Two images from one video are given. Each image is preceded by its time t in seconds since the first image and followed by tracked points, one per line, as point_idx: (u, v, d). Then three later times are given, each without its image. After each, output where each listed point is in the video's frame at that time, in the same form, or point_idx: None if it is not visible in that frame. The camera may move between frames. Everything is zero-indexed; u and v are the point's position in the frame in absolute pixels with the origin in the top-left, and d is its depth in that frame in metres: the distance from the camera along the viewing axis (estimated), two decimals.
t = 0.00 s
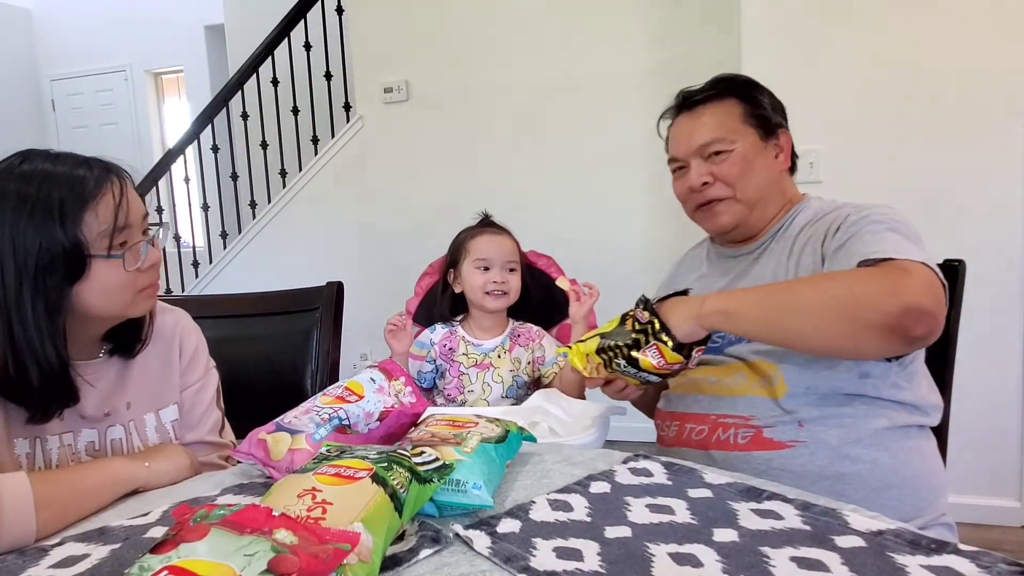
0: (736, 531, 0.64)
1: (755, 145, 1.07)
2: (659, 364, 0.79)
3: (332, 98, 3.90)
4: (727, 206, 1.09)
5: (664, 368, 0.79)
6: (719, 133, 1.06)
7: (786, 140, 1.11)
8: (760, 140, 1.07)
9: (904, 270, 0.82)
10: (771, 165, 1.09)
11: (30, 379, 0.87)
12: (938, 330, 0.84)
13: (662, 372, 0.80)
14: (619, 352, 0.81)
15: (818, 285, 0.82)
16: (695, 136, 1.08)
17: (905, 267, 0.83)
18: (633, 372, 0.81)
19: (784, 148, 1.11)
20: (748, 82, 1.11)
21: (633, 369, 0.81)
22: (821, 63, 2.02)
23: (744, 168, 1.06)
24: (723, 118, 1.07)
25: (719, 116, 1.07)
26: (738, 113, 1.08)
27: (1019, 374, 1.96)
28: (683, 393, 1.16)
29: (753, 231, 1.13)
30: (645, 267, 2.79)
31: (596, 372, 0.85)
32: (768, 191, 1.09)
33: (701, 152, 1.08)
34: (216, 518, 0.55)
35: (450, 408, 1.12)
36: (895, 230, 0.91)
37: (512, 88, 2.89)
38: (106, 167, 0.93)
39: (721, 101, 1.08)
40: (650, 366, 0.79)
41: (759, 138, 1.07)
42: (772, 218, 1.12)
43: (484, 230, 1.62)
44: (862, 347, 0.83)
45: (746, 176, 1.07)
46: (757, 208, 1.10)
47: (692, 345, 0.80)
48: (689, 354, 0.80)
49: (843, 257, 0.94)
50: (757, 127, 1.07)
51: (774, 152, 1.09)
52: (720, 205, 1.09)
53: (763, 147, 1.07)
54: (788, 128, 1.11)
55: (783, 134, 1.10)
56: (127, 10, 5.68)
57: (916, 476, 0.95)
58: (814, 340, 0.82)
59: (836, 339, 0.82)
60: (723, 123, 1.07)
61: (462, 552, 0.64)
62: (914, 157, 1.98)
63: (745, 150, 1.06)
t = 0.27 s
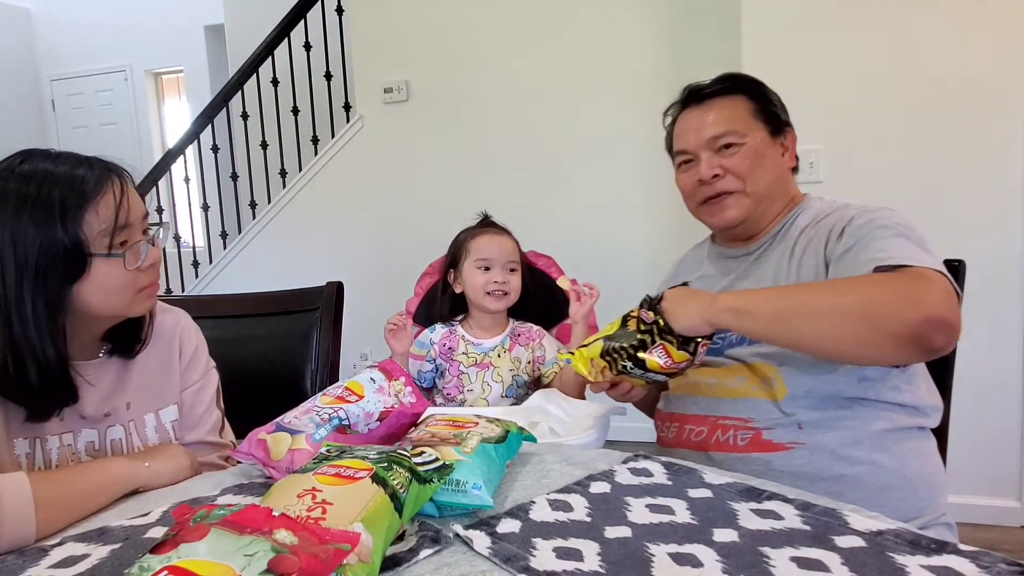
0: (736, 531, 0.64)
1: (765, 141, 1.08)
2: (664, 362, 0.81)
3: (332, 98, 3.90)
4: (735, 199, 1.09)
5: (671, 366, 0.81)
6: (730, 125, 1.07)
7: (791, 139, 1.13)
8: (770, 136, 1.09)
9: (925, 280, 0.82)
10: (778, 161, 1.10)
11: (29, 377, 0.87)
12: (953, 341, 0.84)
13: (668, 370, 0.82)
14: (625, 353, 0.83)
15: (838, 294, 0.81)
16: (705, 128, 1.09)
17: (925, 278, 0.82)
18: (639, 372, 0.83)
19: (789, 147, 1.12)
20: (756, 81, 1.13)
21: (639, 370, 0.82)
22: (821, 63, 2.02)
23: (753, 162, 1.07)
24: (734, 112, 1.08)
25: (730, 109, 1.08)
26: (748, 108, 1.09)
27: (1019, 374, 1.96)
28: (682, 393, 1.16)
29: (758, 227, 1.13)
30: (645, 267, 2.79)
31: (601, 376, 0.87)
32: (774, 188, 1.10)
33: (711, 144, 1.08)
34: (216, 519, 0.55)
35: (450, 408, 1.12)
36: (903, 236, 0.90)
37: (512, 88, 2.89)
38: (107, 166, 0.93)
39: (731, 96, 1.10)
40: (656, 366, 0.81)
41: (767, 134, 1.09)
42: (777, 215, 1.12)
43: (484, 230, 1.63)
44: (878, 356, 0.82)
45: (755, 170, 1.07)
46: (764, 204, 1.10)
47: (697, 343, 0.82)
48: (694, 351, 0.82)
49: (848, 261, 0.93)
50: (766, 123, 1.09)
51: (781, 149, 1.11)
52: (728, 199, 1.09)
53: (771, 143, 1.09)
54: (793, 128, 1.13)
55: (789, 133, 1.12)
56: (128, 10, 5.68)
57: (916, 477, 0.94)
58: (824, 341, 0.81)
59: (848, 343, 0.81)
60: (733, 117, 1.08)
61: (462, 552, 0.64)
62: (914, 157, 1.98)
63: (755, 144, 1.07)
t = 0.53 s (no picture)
0: (736, 531, 0.64)
1: (765, 138, 1.08)
2: (637, 351, 0.84)
3: (332, 98, 3.90)
4: (737, 197, 1.08)
5: (646, 353, 0.84)
6: (730, 124, 1.07)
7: (789, 137, 1.13)
8: (769, 133, 1.09)
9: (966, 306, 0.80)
10: (778, 159, 1.10)
11: (30, 377, 0.87)
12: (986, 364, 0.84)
13: (648, 356, 0.84)
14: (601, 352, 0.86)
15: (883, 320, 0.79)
16: (705, 126, 1.08)
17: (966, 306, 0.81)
18: (620, 366, 0.86)
19: (788, 144, 1.13)
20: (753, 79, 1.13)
21: (620, 364, 0.86)
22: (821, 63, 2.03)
23: (754, 160, 1.07)
24: (733, 110, 1.08)
25: (729, 107, 1.08)
26: (747, 106, 1.09)
27: (1019, 375, 1.96)
28: (680, 393, 1.15)
29: (760, 225, 1.13)
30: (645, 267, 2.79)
31: (588, 380, 0.91)
32: (776, 186, 1.10)
33: (711, 142, 1.08)
34: (217, 518, 0.55)
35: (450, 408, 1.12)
36: (914, 244, 0.89)
37: (512, 88, 2.89)
38: (105, 166, 0.93)
39: (730, 94, 1.10)
40: (633, 356, 0.84)
41: (767, 132, 1.09)
42: (779, 213, 1.12)
43: (484, 229, 1.64)
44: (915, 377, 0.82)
45: (756, 168, 1.07)
46: (766, 201, 1.10)
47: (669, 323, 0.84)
48: (668, 333, 0.83)
49: (858, 267, 0.92)
50: (766, 120, 1.09)
51: (780, 147, 1.11)
52: (729, 197, 1.09)
53: (771, 140, 1.09)
54: (790, 125, 1.13)
55: (787, 130, 1.12)
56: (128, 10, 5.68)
57: (916, 477, 0.94)
58: (839, 344, 0.81)
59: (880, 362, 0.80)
60: (733, 114, 1.08)
61: (462, 552, 0.64)
62: (914, 157, 1.98)
63: (755, 142, 1.07)
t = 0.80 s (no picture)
0: (736, 531, 0.64)
1: (765, 133, 1.08)
2: (627, 347, 0.85)
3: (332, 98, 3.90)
4: (736, 190, 1.08)
5: (637, 349, 0.85)
6: (729, 116, 1.07)
7: (790, 131, 1.13)
8: (770, 129, 1.09)
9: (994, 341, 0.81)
10: (778, 153, 1.10)
11: (28, 378, 0.87)
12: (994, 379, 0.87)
13: (638, 352, 0.86)
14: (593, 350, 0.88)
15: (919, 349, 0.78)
16: (705, 119, 1.08)
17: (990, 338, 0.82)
18: (613, 364, 0.88)
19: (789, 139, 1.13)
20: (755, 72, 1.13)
21: (612, 361, 0.87)
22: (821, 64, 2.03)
23: (754, 153, 1.07)
24: (733, 102, 1.08)
25: (729, 99, 1.08)
26: (747, 98, 1.09)
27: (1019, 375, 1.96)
28: (676, 398, 1.15)
29: (759, 219, 1.12)
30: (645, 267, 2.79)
31: (584, 381, 0.94)
32: (776, 180, 1.10)
33: (711, 135, 1.08)
34: (217, 518, 0.55)
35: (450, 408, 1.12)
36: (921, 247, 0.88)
37: (512, 88, 2.89)
38: (99, 164, 0.93)
39: (730, 87, 1.10)
40: (623, 352, 0.86)
41: (767, 125, 1.09)
42: (778, 207, 1.12)
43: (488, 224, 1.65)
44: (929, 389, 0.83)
45: (756, 161, 1.07)
46: (765, 195, 1.10)
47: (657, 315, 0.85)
48: (660, 325, 0.85)
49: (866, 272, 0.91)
50: (766, 113, 1.09)
51: (780, 141, 1.11)
52: (728, 190, 1.09)
53: (771, 134, 1.09)
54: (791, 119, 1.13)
55: (788, 124, 1.12)
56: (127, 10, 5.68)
57: (916, 478, 0.94)
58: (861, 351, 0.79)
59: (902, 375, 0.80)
60: (733, 107, 1.07)
61: (462, 552, 0.64)
62: (914, 158, 1.98)
63: (755, 135, 1.07)
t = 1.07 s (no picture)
0: (736, 531, 0.64)
1: (764, 123, 1.05)
2: (621, 326, 0.88)
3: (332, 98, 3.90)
4: (735, 182, 1.04)
5: (631, 329, 0.88)
6: (727, 106, 1.04)
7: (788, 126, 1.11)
8: (768, 119, 1.06)
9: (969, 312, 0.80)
10: (778, 146, 1.07)
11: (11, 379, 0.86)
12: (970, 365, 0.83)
13: (632, 332, 0.89)
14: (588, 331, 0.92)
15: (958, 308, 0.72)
16: (699, 108, 1.05)
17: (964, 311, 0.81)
18: (606, 345, 0.91)
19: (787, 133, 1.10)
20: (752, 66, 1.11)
21: (605, 342, 0.91)
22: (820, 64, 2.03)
23: (753, 143, 1.03)
24: (730, 92, 1.05)
25: (725, 90, 1.06)
26: (744, 89, 1.06)
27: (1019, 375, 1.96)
28: (673, 412, 1.10)
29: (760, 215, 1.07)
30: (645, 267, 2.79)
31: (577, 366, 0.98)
32: (775, 173, 1.06)
33: (707, 125, 1.04)
34: (217, 519, 0.55)
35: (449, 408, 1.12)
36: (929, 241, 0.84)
37: (512, 88, 2.89)
38: (82, 162, 0.93)
39: (725, 78, 1.07)
40: (617, 332, 0.89)
41: (766, 116, 1.06)
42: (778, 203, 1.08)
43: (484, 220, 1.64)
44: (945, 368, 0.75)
45: (755, 153, 1.03)
46: (765, 189, 1.05)
47: (654, 295, 0.88)
48: (654, 305, 0.87)
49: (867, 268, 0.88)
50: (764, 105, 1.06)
51: (779, 133, 1.08)
52: (726, 182, 1.04)
53: (770, 125, 1.06)
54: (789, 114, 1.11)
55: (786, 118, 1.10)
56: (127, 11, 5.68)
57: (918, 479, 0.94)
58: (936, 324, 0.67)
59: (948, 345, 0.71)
60: (730, 97, 1.05)
61: (462, 552, 0.64)
62: (914, 158, 1.98)
63: (754, 125, 1.04)
